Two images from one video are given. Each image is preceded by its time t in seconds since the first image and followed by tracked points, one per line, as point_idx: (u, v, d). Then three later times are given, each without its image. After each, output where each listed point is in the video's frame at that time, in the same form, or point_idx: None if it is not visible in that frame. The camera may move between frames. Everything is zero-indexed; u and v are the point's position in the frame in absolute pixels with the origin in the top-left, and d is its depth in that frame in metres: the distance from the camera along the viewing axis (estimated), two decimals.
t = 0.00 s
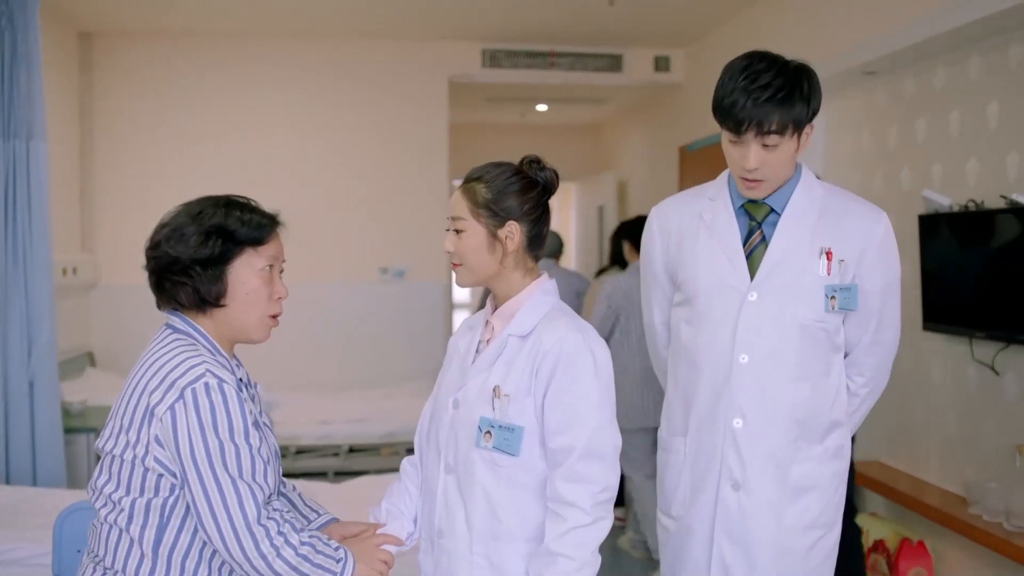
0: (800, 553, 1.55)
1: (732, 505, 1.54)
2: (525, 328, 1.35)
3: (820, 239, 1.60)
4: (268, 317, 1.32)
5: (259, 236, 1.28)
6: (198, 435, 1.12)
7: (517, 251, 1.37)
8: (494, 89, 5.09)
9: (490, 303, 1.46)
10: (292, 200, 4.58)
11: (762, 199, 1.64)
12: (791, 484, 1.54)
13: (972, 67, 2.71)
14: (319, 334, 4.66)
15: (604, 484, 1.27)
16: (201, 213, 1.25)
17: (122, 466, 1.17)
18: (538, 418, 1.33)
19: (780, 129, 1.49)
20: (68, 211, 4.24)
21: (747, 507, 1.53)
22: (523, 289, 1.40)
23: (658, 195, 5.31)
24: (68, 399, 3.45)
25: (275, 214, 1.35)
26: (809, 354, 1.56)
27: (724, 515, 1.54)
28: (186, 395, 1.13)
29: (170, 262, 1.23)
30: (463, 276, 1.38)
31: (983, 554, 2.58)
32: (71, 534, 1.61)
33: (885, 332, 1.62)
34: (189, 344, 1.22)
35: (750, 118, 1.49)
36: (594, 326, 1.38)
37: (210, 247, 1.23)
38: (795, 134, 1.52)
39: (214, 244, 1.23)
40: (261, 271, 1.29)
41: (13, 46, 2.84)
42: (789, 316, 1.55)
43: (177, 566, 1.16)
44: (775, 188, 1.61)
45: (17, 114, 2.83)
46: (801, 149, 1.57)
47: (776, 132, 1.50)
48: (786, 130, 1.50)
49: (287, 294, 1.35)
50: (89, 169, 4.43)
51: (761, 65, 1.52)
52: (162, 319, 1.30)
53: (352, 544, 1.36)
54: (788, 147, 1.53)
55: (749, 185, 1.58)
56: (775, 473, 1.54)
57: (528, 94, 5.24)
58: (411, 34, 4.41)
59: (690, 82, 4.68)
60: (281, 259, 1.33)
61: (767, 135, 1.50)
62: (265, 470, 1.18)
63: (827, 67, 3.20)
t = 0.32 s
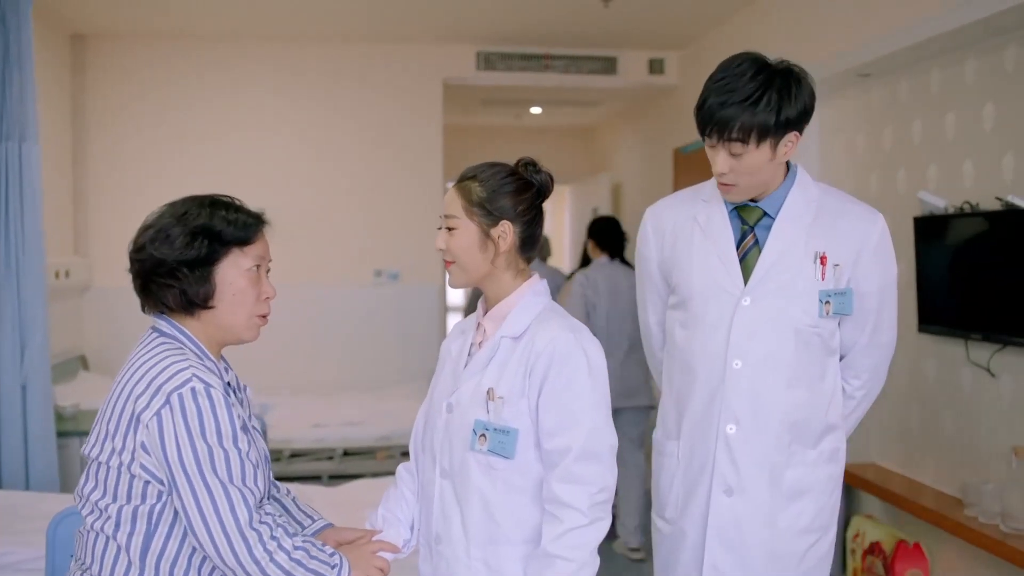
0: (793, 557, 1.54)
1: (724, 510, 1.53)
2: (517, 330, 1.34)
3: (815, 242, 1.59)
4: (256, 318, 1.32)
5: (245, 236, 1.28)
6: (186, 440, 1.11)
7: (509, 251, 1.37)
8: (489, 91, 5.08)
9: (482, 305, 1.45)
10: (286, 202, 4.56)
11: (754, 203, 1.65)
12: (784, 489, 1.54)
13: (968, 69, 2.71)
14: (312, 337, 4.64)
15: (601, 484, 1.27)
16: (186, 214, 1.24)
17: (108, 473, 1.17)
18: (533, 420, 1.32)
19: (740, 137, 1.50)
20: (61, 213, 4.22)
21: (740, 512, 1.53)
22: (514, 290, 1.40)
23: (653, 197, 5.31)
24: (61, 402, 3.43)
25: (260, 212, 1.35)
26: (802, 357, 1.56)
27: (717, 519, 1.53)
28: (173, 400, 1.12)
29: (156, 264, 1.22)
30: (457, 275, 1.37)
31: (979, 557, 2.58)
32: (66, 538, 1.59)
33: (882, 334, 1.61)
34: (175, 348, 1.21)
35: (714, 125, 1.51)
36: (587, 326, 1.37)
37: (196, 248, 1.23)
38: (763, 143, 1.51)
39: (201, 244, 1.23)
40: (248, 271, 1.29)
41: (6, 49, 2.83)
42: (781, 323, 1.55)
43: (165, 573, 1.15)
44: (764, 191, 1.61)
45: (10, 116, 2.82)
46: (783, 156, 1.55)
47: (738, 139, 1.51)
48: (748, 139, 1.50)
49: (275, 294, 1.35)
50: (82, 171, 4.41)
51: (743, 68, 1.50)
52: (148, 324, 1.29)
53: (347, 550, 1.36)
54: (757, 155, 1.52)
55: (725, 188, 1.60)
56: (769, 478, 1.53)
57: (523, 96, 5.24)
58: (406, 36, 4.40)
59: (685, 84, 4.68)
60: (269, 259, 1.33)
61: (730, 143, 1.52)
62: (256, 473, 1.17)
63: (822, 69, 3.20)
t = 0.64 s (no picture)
0: (790, 560, 1.51)
1: (718, 508, 1.53)
2: (529, 328, 1.36)
3: (816, 240, 1.57)
4: (258, 313, 1.32)
5: (243, 233, 1.28)
6: (176, 441, 1.11)
7: (520, 246, 1.38)
8: (491, 89, 5.07)
9: (489, 302, 1.47)
10: (287, 200, 4.55)
11: (756, 200, 1.63)
12: (781, 491, 1.51)
13: (974, 66, 2.69)
14: (314, 337, 4.62)
15: (614, 485, 1.28)
16: (182, 213, 1.23)
17: (105, 472, 1.18)
18: (545, 420, 1.33)
19: (730, 132, 1.49)
20: (63, 211, 4.21)
21: (733, 512, 1.51)
22: (523, 288, 1.41)
23: (655, 195, 5.30)
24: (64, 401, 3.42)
25: (256, 208, 1.34)
26: (799, 357, 1.53)
27: (711, 516, 1.53)
28: (164, 399, 1.12)
29: (155, 264, 1.22)
30: (469, 270, 1.38)
31: (985, 555, 2.57)
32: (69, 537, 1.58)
33: (889, 334, 1.57)
34: (172, 346, 1.22)
35: (704, 120, 1.51)
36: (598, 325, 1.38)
37: (195, 246, 1.22)
38: (754, 137, 1.50)
39: (200, 243, 1.23)
40: (248, 267, 1.29)
41: (9, 48, 2.82)
42: (776, 324, 1.53)
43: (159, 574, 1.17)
44: (766, 187, 1.59)
45: (12, 115, 2.81)
46: (780, 150, 1.53)
47: (728, 135, 1.50)
48: (738, 133, 1.49)
49: (275, 290, 1.35)
50: (83, 169, 4.40)
51: (732, 61, 1.49)
52: (147, 327, 1.29)
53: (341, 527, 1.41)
54: (751, 150, 1.51)
55: (725, 185, 1.59)
56: (764, 478, 1.51)
57: (524, 94, 5.23)
58: (407, 34, 4.39)
59: (688, 81, 4.67)
60: (267, 254, 1.33)
61: (723, 138, 1.51)
62: (246, 479, 1.17)
63: (826, 66, 3.19)
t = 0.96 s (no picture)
0: (793, 559, 1.51)
1: (723, 506, 1.51)
2: (533, 325, 1.36)
3: (821, 236, 1.56)
4: (264, 322, 1.32)
5: (256, 241, 1.28)
6: (170, 445, 1.12)
7: (525, 245, 1.38)
8: (491, 86, 5.06)
9: (498, 299, 1.47)
10: (287, 198, 4.54)
11: (762, 195, 1.62)
12: (786, 490, 1.50)
13: (977, 62, 2.68)
14: (315, 337, 4.62)
15: (615, 487, 1.27)
16: (196, 216, 1.23)
17: (96, 472, 1.19)
18: (546, 420, 1.33)
19: (737, 120, 1.49)
20: (62, 209, 4.20)
21: (738, 511, 1.50)
22: (529, 285, 1.41)
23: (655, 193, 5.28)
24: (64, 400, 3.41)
25: (270, 216, 1.34)
26: (806, 355, 1.52)
27: (715, 516, 1.51)
28: (158, 402, 1.12)
29: (166, 268, 1.21)
30: (472, 263, 1.38)
31: (988, 554, 2.57)
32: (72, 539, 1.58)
33: (896, 334, 1.56)
34: (171, 348, 1.22)
35: (710, 110, 1.51)
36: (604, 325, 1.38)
37: (208, 252, 1.22)
38: (761, 124, 1.49)
39: (214, 249, 1.22)
40: (258, 276, 1.29)
41: (7, 46, 2.81)
42: (782, 321, 1.52)
43: None
44: (772, 180, 1.59)
45: (11, 113, 2.80)
46: (786, 140, 1.53)
47: (735, 123, 1.50)
48: (745, 120, 1.49)
49: (281, 301, 1.35)
50: (83, 168, 4.39)
51: (738, 51, 1.50)
52: (149, 327, 1.28)
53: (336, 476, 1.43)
54: (756, 138, 1.50)
55: (731, 176, 1.58)
56: (769, 477, 1.51)
57: (524, 92, 5.21)
58: (407, 32, 4.37)
59: (688, 78, 4.66)
60: (276, 264, 1.33)
61: (729, 127, 1.51)
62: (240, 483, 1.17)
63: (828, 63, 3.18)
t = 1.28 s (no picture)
0: (808, 560, 1.51)
1: (738, 509, 1.50)
2: (534, 323, 1.35)
3: (832, 235, 1.56)
4: (241, 312, 1.31)
5: (226, 231, 1.26)
6: (157, 442, 1.10)
7: (525, 242, 1.37)
8: (486, 85, 5.05)
9: (497, 299, 1.45)
10: (282, 197, 4.51)
11: (772, 194, 1.61)
12: (800, 488, 1.50)
13: (975, 60, 2.68)
14: (313, 337, 4.60)
15: (623, 481, 1.26)
16: (162, 209, 1.21)
17: (85, 476, 1.17)
18: (551, 417, 1.32)
19: (751, 115, 1.49)
20: (55, 208, 4.17)
21: (753, 512, 1.49)
22: (529, 282, 1.40)
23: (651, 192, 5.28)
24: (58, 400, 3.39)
25: (238, 205, 1.32)
26: (816, 353, 1.52)
27: (731, 519, 1.50)
28: (141, 401, 1.11)
29: (136, 263, 1.19)
30: (474, 263, 1.37)
31: (988, 552, 2.56)
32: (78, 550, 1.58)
33: (900, 332, 1.58)
34: (150, 346, 1.20)
35: (723, 104, 1.50)
36: (604, 319, 1.37)
37: (178, 245, 1.20)
38: (773, 121, 1.49)
39: (183, 241, 1.21)
40: (231, 265, 1.28)
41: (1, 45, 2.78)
42: (795, 318, 1.51)
43: None
44: (781, 179, 1.59)
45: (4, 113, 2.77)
46: (796, 137, 1.53)
47: (748, 119, 1.49)
48: (758, 117, 1.48)
49: (257, 288, 1.33)
50: (76, 167, 4.36)
51: (751, 45, 1.50)
52: (125, 325, 1.26)
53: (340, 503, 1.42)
54: (767, 135, 1.50)
55: (736, 171, 1.57)
56: (783, 476, 1.50)
57: (520, 90, 5.20)
58: (402, 30, 4.36)
59: (684, 77, 4.65)
60: (249, 252, 1.32)
61: (741, 123, 1.50)
62: (230, 477, 1.16)
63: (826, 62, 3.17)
